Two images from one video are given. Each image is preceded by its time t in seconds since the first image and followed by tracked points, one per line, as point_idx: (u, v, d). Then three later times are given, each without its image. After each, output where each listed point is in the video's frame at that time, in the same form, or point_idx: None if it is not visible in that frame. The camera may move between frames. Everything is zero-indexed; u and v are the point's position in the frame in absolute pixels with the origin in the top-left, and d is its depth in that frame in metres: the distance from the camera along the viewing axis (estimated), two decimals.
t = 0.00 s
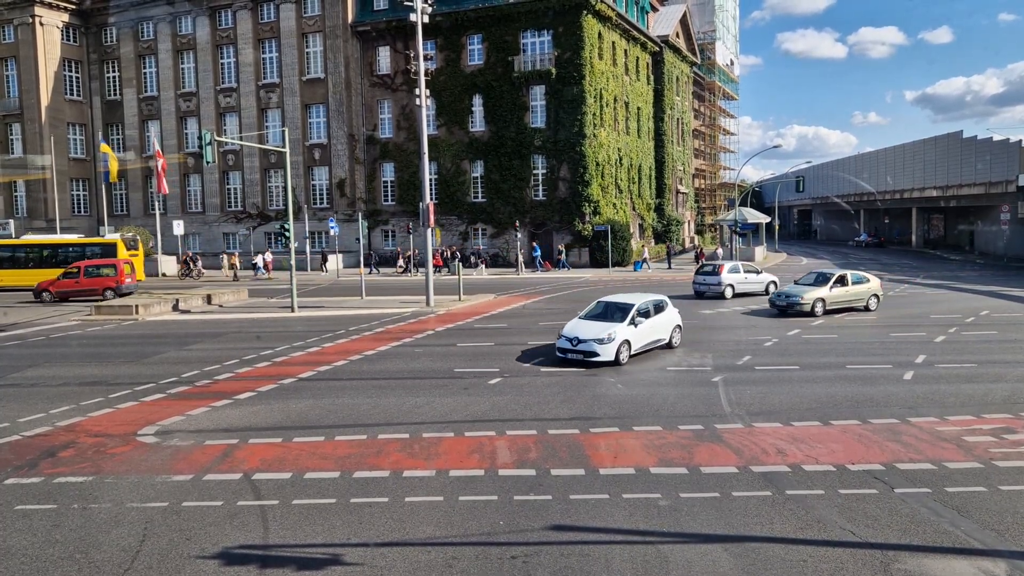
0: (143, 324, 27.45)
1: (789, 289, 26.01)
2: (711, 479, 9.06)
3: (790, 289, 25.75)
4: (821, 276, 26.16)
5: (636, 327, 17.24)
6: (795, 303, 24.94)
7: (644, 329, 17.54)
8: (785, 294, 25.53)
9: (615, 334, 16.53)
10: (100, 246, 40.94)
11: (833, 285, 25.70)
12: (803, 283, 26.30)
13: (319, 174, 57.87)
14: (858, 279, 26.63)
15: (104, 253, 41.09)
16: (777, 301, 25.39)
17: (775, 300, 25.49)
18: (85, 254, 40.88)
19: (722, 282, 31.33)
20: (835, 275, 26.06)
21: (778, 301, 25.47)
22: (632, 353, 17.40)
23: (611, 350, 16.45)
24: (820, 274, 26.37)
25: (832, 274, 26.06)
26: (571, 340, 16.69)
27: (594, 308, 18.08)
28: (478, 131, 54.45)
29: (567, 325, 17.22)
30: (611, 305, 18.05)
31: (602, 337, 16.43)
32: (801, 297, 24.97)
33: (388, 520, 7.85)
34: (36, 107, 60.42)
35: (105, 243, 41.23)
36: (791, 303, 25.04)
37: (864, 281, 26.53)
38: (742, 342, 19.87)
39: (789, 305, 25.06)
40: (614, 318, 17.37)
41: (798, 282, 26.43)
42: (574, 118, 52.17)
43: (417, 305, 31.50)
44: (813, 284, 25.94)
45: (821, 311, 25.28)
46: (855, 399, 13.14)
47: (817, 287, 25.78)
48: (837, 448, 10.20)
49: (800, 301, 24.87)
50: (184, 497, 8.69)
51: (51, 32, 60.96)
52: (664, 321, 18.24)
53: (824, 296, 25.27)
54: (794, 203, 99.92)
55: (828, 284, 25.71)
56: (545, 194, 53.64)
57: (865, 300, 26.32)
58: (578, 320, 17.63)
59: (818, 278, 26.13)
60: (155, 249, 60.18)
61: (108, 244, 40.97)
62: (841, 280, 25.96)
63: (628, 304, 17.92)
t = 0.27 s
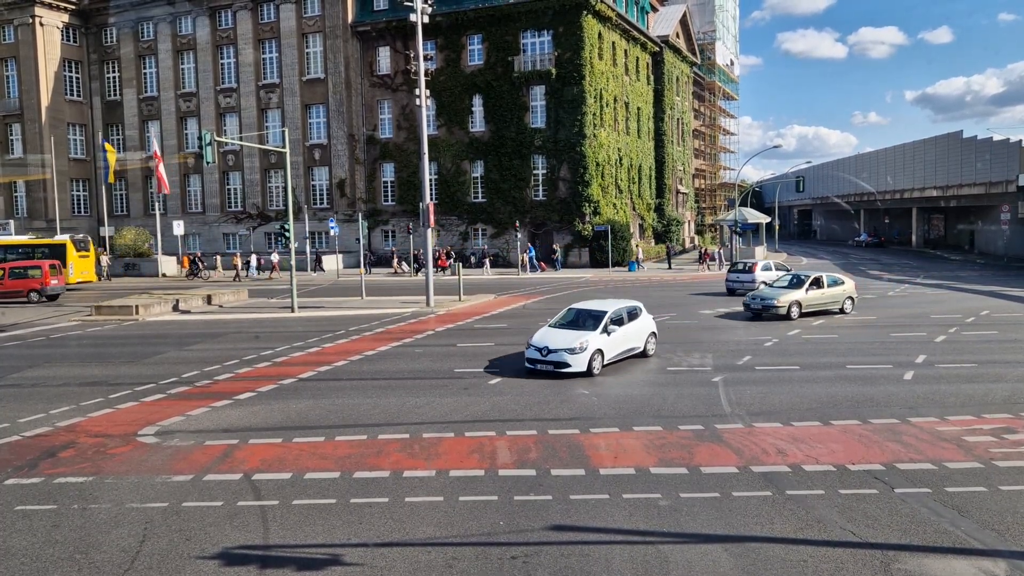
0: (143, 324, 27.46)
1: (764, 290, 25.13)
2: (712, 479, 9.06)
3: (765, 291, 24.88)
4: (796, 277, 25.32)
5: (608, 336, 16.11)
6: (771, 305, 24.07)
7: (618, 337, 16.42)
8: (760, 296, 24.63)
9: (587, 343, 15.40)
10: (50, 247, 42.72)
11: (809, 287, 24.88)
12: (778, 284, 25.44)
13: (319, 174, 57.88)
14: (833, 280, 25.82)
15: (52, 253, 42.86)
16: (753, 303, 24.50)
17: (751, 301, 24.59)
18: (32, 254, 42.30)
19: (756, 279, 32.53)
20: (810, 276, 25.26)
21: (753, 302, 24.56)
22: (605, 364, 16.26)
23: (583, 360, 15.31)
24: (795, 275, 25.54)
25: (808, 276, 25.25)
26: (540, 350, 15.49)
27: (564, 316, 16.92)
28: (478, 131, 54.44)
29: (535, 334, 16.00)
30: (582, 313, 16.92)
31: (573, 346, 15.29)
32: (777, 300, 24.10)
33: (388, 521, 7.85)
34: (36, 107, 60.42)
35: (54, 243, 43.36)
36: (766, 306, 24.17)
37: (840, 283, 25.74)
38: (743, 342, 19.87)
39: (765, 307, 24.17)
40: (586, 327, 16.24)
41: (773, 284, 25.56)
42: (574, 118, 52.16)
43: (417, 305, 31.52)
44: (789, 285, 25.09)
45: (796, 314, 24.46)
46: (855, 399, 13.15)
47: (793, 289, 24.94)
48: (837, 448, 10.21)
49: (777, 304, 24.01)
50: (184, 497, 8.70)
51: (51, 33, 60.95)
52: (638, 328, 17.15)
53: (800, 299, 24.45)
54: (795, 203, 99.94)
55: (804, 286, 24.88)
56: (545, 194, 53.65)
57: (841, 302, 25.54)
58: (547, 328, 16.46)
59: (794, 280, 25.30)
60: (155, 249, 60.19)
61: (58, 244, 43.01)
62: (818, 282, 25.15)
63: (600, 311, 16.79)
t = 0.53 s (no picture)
0: (143, 325, 27.45)
1: (737, 295, 23.99)
2: (712, 481, 9.06)
3: (739, 296, 23.71)
4: (769, 282, 24.26)
5: (580, 346, 14.96)
6: (746, 311, 22.91)
7: (590, 347, 15.29)
8: (734, 301, 23.47)
9: (557, 355, 14.27)
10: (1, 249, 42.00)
11: (784, 292, 23.84)
12: (752, 289, 24.33)
13: (320, 175, 57.90)
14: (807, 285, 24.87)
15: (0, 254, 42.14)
16: (727, 308, 23.30)
17: (725, 307, 23.38)
18: None
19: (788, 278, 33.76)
20: (784, 281, 24.25)
21: (727, 308, 23.37)
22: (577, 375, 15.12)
23: (554, 372, 14.19)
24: (768, 280, 24.49)
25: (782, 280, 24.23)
26: (507, 363, 14.32)
27: (532, 326, 15.78)
28: (478, 133, 54.45)
29: (502, 346, 14.78)
30: (552, 322, 15.79)
31: (543, 357, 14.14)
32: (752, 305, 22.95)
33: (388, 522, 7.85)
34: (36, 108, 60.44)
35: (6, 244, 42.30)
36: (741, 311, 23.00)
37: (813, 287, 24.80)
38: (743, 344, 19.87)
39: (740, 312, 22.99)
40: (556, 337, 15.10)
41: (746, 289, 24.45)
42: (574, 119, 52.15)
43: (417, 306, 31.51)
44: (763, 290, 23.99)
45: (771, 320, 23.36)
46: (855, 400, 13.16)
47: (768, 293, 23.85)
48: (837, 450, 10.20)
49: (752, 309, 22.88)
50: (184, 498, 8.69)
51: (52, 34, 60.98)
52: (611, 337, 16.04)
53: (776, 303, 23.41)
54: (795, 204, 99.97)
55: (779, 290, 23.82)
56: (545, 195, 53.66)
57: (815, 307, 24.60)
58: (515, 339, 15.29)
59: (767, 284, 24.24)
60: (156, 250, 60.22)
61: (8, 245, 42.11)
62: (792, 286, 24.15)
63: (571, 320, 15.64)
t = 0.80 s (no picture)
0: (143, 325, 27.46)
1: (709, 301, 23.16)
2: (712, 482, 9.06)
3: (712, 302, 22.88)
4: (743, 287, 23.49)
5: (551, 358, 13.82)
6: (720, 317, 22.09)
7: (563, 359, 14.17)
8: (707, 307, 22.65)
9: (527, 368, 13.14)
10: None
11: (757, 297, 23.08)
12: (725, 294, 23.54)
13: (320, 176, 57.90)
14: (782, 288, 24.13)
15: None
16: (700, 315, 22.49)
17: (698, 314, 22.56)
18: None
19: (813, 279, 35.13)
20: (757, 285, 23.47)
21: (700, 315, 22.55)
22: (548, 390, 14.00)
23: (523, 387, 13.06)
24: (741, 285, 23.72)
25: (755, 285, 23.47)
26: (473, 376, 13.15)
27: (500, 335, 14.60)
28: (479, 134, 54.47)
29: (467, 358, 13.59)
30: (521, 331, 14.63)
31: (512, 371, 13.00)
32: (726, 311, 22.16)
33: (388, 523, 7.84)
34: (37, 109, 60.48)
35: None
36: (713, 317, 22.19)
37: (788, 291, 24.05)
38: (743, 345, 19.86)
39: (713, 319, 22.17)
40: (526, 347, 13.96)
41: (719, 294, 23.66)
42: (574, 120, 52.16)
43: (417, 307, 31.51)
44: (737, 296, 23.20)
45: (746, 325, 22.56)
46: (856, 402, 13.14)
47: (742, 298, 23.06)
48: (837, 451, 10.19)
49: (726, 316, 22.09)
50: (184, 500, 8.68)
51: (52, 35, 61.02)
52: (585, 347, 14.92)
53: (750, 309, 22.62)
54: (795, 206, 99.98)
55: (753, 295, 23.05)
56: (545, 196, 53.64)
57: (790, 311, 23.87)
58: (480, 350, 14.10)
59: (741, 289, 23.45)
60: (156, 251, 60.25)
61: None
62: (766, 291, 23.40)
63: (542, 329, 14.50)
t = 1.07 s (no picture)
0: (143, 326, 27.47)
1: (680, 308, 21.73)
2: (711, 484, 9.06)
3: (682, 308, 21.46)
4: (713, 292, 22.18)
5: (518, 373, 12.64)
6: (692, 324, 20.64)
7: (532, 373, 13.01)
8: (678, 313, 21.19)
9: (495, 382, 11.98)
10: None
11: (730, 302, 21.78)
12: (695, 300, 22.16)
13: (320, 177, 57.89)
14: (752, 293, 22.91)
15: None
16: (671, 322, 21.00)
17: (669, 321, 21.07)
18: None
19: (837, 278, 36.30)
20: (728, 291, 22.19)
21: (670, 322, 21.07)
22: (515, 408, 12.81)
23: (491, 404, 11.87)
24: (711, 290, 22.42)
25: (726, 290, 22.18)
26: (434, 394, 11.89)
27: (462, 348, 13.40)
28: (479, 135, 54.46)
29: (427, 374, 12.33)
30: (485, 343, 13.45)
31: (478, 387, 11.83)
32: (699, 318, 20.72)
33: (388, 524, 7.84)
34: (37, 110, 60.49)
35: None
36: (686, 324, 20.74)
37: (759, 296, 22.84)
38: (743, 347, 19.86)
39: (686, 326, 20.71)
40: (491, 361, 12.78)
41: (688, 300, 22.28)
42: (574, 122, 52.16)
43: (416, 308, 31.51)
44: (708, 301, 21.84)
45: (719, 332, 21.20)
46: (856, 403, 13.15)
47: (713, 304, 21.71)
48: (837, 453, 10.18)
49: (699, 323, 20.63)
50: (184, 501, 8.68)
51: (52, 35, 61.03)
52: (554, 361, 13.77)
53: (723, 315, 21.28)
54: (795, 207, 100.03)
55: (726, 300, 21.73)
56: (545, 197, 53.62)
57: (761, 317, 22.66)
58: (442, 364, 12.90)
59: (711, 295, 22.13)
60: (156, 252, 60.28)
61: None
62: (737, 297, 22.14)
63: (508, 341, 13.32)
